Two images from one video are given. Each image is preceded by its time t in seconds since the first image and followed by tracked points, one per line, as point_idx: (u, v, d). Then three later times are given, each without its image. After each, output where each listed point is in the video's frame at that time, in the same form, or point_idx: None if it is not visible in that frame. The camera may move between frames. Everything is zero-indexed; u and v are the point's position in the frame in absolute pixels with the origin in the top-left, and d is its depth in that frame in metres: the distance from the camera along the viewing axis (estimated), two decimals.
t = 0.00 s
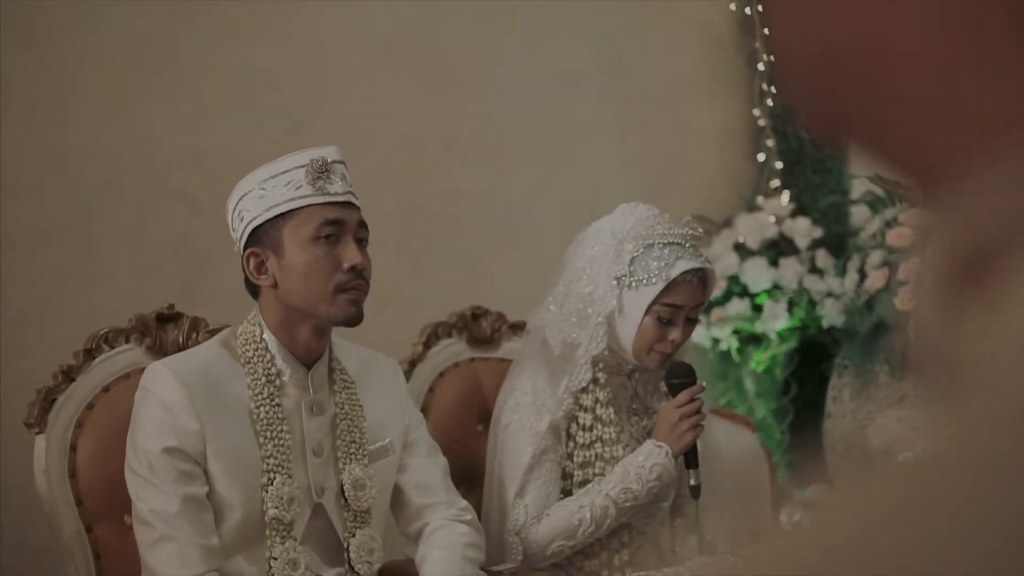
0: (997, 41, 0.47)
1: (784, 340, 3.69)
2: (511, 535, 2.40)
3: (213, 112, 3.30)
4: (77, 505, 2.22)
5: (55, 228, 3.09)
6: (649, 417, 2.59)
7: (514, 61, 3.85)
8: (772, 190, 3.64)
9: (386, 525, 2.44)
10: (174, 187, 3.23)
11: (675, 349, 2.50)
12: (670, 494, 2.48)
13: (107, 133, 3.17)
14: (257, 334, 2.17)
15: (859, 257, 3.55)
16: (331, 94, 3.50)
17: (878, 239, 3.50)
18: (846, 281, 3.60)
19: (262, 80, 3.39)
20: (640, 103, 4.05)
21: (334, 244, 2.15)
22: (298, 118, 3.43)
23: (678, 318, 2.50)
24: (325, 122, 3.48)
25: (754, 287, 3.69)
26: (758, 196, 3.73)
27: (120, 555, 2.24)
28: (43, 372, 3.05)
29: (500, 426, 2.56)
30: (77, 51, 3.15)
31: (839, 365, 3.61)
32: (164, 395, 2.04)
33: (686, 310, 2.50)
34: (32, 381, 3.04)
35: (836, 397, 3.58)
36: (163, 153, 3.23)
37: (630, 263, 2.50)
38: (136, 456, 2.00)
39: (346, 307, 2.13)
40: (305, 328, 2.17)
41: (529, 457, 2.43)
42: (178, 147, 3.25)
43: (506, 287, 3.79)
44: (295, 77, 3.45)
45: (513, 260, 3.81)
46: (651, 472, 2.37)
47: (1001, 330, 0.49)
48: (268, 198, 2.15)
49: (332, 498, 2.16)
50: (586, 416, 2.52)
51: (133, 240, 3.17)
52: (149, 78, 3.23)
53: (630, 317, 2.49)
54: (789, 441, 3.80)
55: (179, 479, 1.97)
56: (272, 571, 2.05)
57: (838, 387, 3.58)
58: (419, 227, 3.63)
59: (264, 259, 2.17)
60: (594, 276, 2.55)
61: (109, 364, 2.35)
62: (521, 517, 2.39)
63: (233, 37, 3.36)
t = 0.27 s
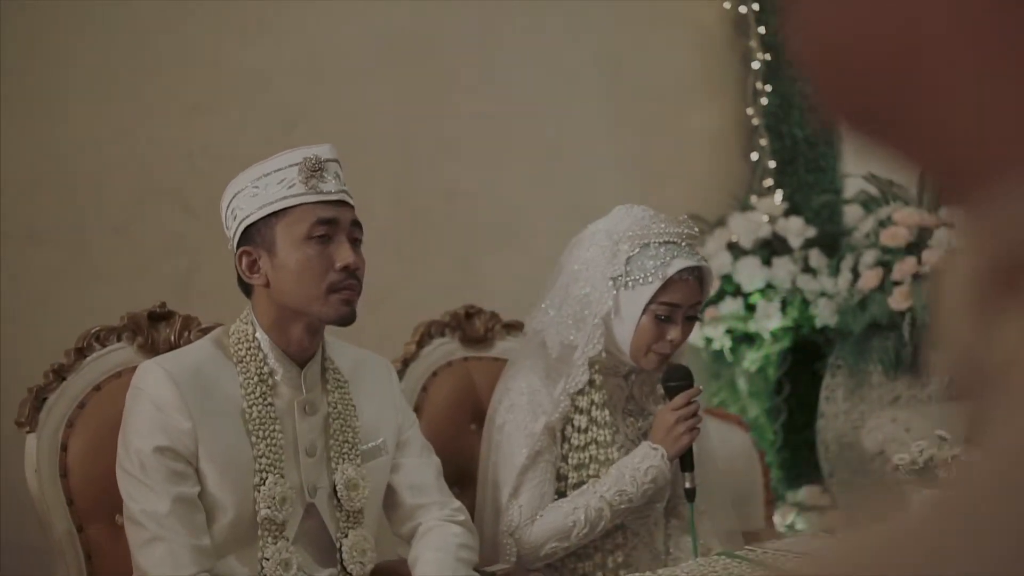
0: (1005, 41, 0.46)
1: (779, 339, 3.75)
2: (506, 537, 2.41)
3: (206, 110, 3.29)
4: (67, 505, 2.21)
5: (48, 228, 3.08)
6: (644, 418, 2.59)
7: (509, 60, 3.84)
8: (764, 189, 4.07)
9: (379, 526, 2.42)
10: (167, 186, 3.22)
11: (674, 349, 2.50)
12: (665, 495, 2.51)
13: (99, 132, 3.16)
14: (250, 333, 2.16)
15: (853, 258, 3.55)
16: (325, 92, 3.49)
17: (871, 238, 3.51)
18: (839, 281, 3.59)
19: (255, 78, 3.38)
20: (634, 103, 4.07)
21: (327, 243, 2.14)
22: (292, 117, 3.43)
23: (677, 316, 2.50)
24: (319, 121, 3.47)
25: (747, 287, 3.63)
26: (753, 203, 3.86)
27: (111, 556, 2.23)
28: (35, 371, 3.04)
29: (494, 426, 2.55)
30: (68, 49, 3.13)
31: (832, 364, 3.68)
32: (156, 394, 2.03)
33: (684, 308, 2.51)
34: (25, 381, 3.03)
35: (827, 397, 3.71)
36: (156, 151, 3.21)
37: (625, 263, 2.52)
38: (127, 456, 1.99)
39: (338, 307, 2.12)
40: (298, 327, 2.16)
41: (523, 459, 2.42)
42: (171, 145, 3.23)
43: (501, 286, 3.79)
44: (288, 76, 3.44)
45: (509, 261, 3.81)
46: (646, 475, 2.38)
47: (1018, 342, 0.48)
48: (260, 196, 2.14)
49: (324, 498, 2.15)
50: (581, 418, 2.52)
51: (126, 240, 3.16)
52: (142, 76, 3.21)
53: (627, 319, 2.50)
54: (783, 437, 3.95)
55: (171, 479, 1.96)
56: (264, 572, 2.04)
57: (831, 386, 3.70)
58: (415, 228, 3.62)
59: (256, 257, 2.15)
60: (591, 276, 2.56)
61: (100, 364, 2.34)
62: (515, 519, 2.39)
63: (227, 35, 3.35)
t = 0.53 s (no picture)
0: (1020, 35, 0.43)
1: (778, 338, 3.74)
2: (507, 538, 2.41)
3: (204, 110, 3.29)
4: (68, 506, 2.20)
5: (46, 228, 3.07)
6: (646, 418, 2.62)
7: (507, 59, 3.84)
8: (763, 189, 4.09)
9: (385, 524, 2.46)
10: (165, 187, 3.21)
11: (675, 352, 2.52)
12: (666, 497, 2.51)
13: (98, 131, 3.15)
14: (250, 333, 2.16)
15: (853, 258, 3.56)
16: (323, 92, 3.48)
17: (871, 238, 3.53)
18: (838, 281, 3.58)
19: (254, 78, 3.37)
20: (632, 103, 4.08)
21: (328, 244, 2.13)
22: (290, 117, 3.42)
23: (680, 320, 2.52)
24: (318, 121, 3.47)
25: (747, 287, 3.63)
26: (753, 203, 3.86)
27: (111, 556, 2.23)
28: (33, 372, 3.03)
29: (495, 426, 2.55)
30: (66, 49, 3.12)
31: (832, 364, 3.71)
32: (157, 395, 2.02)
33: (687, 313, 2.53)
34: (23, 381, 3.02)
35: (827, 397, 3.75)
36: (154, 151, 3.21)
37: (631, 266, 2.52)
38: (129, 456, 1.98)
39: (339, 307, 2.12)
40: (299, 328, 2.16)
41: (525, 459, 2.43)
42: (170, 145, 3.23)
43: (499, 286, 3.79)
44: (287, 75, 3.43)
45: (507, 261, 3.80)
46: (648, 476, 2.38)
47: None
48: (262, 196, 2.13)
49: (326, 499, 2.15)
50: (583, 418, 2.53)
51: (125, 239, 3.15)
52: (141, 75, 3.21)
53: (631, 321, 2.51)
54: (782, 438, 3.96)
55: (173, 479, 1.96)
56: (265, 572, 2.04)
57: (830, 386, 3.73)
58: (413, 228, 3.62)
59: (257, 257, 2.15)
60: (595, 278, 2.56)
61: (101, 364, 2.34)
62: (517, 519, 2.40)
63: (225, 33, 3.34)
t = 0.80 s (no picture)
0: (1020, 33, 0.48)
1: (780, 340, 3.74)
2: (509, 540, 2.41)
3: (204, 112, 3.28)
4: (72, 508, 2.20)
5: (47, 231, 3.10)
6: (648, 419, 2.64)
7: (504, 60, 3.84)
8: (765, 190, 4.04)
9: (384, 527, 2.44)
10: (165, 189, 3.21)
11: (676, 355, 2.53)
12: (670, 497, 2.54)
13: (98, 134, 3.16)
14: (254, 335, 2.16)
15: (854, 259, 3.55)
16: (322, 93, 3.48)
17: (873, 239, 3.52)
18: (840, 282, 3.57)
19: (253, 79, 3.37)
20: (632, 104, 4.07)
21: (332, 246, 2.13)
22: (290, 118, 3.41)
23: (678, 325, 2.53)
24: (317, 121, 3.46)
25: (747, 288, 3.65)
26: (754, 204, 3.85)
27: (115, 558, 2.23)
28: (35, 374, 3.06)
29: (497, 428, 2.55)
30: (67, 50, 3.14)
31: (833, 365, 3.71)
32: (161, 397, 2.02)
33: (687, 317, 2.53)
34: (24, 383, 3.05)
35: (829, 398, 3.71)
36: (154, 153, 3.21)
37: (632, 269, 2.52)
38: (133, 458, 1.98)
39: (343, 310, 2.12)
40: (302, 330, 2.16)
41: (528, 461, 2.43)
42: (170, 147, 3.23)
43: (497, 287, 3.80)
44: (286, 77, 3.43)
45: (507, 262, 3.81)
46: (651, 476, 2.38)
47: None
48: (266, 199, 2.14)
49: (330, 500, 2.15)
50: (585, 420, 2.54)
51: (126, 241, 3.16)
52: (140, 77, 3.21)
53: (631, 323, 2.51)
54: (783, 439, 3.96)
55: (176, 482, 1.96)
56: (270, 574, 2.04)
57: (833, 388, 3.70)
58: (412, 228, 3.62)
59: (261, 260, 2.15)
60: (596, 279, 2.55)
61: (104, 366, 2.34)
62: (520, 521, 2.40)
63: (225, 34, 3.34)
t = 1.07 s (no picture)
0: (1023, 37, 0.41)
1: (774, 342, 3.64)
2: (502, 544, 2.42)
3: (199, 115, 3.29)
4: (65, 514, 2.20)
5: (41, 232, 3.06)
6: (641, 423, 2.63)
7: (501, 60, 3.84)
8: (758, 193, 4.14)
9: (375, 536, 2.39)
10: (160, 192, 3.21)
11: (669, 359, 2.53)
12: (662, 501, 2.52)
13: (94, 135, 3.15)
14: (248, 340, 2.16)
15: (848, 261, 3.58)
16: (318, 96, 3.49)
17: (865, 242, 3.54)
18: (833, 285, 3.59)
19: (249, 82, 3.38)
20: (628, 105, 4.08)
21: (325, 251, 2.14)
22: (286, 121, 3.42)
23: (672, 327, 2.53)
24: (313, 124, 3.47)
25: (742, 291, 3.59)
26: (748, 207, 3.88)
27: (109, 563, 2.23)
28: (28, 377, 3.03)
29: (491, 433, 2.57)
30: (61, 50, 3.12)
31: (826, 369, 3.74)
32: (156, 401, 2.02)
33: (680, 320, 2.53)
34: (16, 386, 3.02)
35: (822, 400, 3.78)
36: (149, 156, 3.21)
37: (624, 274, 2.53)
38: (127, 463, 1.98)
39: (337, 315, 2.12)
40: (296, 335, 2.16)
41: (522, 466, 2.45)
42: (165, 150, 3.23)
43: (494, 289, 3.80)
44: (282, 79, 3.43)
45: (503, 264, 3.81)
46: (645, 481, 2.40)
47: None
48: (259, 204, 2.14)
49: (324, 505, 2.15)
50: (579, 424, 2.56)
51: (120, 244, 3.15)
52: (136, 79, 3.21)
53: (624, 327, 2.51)
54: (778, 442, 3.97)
55: (170, 487, 1.96)
56: None
57: (826, 390, 3.76)
58: (408, 231, 3.63)
59: (255, 265, 2.16)
60: (589, 285, 2.56)
61: (98, 370, 2.34)
62: (514, 526, 2.41)
63: (221, 36, 3.34)
